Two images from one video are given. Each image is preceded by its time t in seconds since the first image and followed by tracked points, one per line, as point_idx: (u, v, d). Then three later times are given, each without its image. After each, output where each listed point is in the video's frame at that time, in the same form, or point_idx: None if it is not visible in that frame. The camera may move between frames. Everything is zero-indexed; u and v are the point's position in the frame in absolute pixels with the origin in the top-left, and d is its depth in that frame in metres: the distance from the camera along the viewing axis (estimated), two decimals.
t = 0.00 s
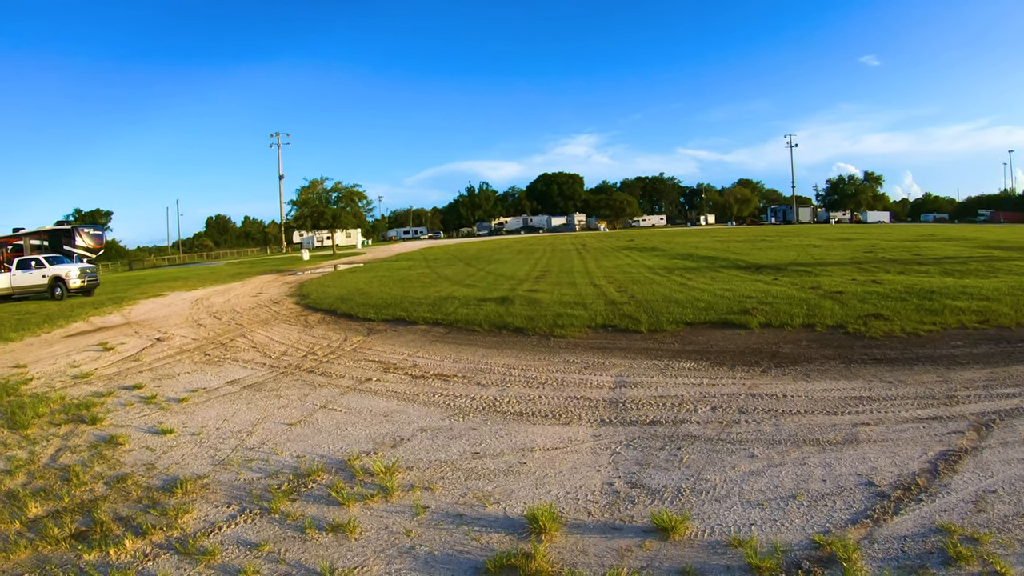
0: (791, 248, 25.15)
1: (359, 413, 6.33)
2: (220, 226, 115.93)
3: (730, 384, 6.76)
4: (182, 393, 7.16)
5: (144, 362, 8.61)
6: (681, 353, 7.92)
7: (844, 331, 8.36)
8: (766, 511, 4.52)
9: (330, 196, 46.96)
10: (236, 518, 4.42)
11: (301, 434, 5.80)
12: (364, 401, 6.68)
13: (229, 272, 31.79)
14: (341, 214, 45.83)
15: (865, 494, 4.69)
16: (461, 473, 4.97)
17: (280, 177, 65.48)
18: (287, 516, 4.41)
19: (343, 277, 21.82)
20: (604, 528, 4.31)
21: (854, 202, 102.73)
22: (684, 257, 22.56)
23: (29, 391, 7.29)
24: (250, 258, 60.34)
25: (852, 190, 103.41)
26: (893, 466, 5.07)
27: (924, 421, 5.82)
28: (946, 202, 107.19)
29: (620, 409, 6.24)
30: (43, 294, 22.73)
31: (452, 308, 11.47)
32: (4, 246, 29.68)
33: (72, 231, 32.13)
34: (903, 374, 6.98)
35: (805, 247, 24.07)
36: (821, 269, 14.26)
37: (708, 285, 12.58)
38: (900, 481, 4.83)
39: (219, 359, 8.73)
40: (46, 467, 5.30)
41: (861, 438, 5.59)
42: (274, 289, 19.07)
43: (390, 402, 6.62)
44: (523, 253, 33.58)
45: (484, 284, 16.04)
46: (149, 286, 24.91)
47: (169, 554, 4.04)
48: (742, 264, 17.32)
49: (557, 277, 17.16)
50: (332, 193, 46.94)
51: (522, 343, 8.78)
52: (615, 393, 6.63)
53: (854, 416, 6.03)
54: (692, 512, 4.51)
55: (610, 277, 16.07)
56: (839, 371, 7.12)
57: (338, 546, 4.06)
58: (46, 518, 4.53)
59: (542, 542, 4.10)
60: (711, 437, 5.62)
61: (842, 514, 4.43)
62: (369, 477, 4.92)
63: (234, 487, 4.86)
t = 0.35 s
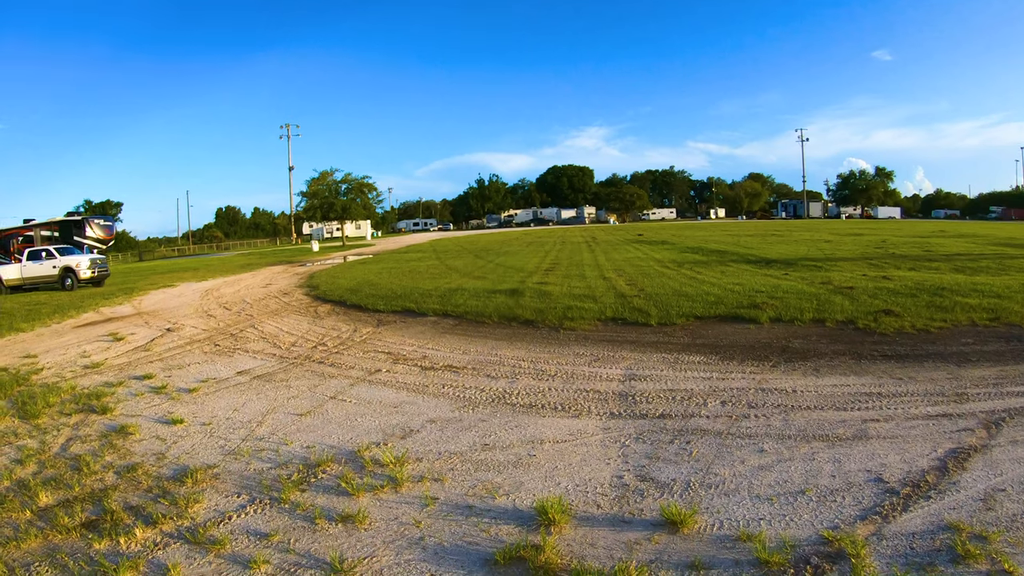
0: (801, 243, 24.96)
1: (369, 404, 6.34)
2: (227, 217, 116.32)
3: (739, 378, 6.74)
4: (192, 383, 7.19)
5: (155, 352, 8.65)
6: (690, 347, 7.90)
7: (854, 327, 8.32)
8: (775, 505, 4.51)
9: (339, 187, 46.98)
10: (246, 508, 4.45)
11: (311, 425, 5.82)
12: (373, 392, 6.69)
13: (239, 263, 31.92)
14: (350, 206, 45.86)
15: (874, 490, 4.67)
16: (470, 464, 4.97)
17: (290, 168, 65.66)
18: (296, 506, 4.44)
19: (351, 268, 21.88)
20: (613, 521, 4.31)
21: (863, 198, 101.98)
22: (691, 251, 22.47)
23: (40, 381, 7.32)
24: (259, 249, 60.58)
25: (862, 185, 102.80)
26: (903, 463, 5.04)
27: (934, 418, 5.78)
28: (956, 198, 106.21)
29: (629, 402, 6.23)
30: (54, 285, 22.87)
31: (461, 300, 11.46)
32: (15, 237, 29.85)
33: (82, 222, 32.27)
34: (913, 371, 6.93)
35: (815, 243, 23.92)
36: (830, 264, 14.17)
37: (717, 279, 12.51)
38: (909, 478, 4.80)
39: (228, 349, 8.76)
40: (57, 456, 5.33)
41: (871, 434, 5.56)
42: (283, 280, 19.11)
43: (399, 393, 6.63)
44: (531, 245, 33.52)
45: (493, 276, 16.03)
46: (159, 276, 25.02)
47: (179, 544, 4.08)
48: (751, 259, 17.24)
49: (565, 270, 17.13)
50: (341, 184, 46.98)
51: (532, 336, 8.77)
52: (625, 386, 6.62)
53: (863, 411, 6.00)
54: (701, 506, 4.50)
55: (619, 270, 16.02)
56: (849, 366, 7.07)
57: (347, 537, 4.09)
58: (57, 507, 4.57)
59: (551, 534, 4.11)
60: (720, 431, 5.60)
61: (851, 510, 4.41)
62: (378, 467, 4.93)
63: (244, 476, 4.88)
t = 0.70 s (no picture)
0: (808, 236, 24.80)
1: (374, 394, 6.35)
2: (233, 208, 116.50)
3: (745, 371, 6.71)
4: (197, 373, 7.22)
5: (160, 342, 8.67)
6: (695, 340, 7.88)
7: (860, 321, 8.28)
8: (778, 499, 4.51)
9: (345, 178, 46.95)
10: (251, 498, 4.48)
11: (316, 415, 5.83)
12: (378, 383, 6.71)
13: (245, 254, 31.95)
14: (356, 197, 45.86)
15: (878, 485, 4.65)
16: (474, 455, 4.98)
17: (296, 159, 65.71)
18: (301, 496, 4.46)
19: (357, 259, 21.90)
20: (616, 513, 4.33)
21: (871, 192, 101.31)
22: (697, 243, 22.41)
23: (46, 371, 7.36)
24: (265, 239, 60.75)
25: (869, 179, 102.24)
26: (907, 458, 5.02)
27: (939, 413, 5.75)
28: (964, 193, 105.41)
29: (634, 394, 6.22)
30: (61, 275, 22.93)
31: (467, 291, 11.45)
32: (22, 228, 29.84)
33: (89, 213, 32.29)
34: (919, 366, 6.90)
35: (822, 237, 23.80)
36: (837, 258, 14.11)
37: (723, 272, 12.46)
38: (914, 474, 4.78)
39: (234, 339, 8.78)
40: (63, 446, 5.36)
41: (875, 428, 5.54)
42: (289, 271, 19.13)
43: (404, 384, 6.64)
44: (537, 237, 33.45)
45: (498, 267, 16.01)
46: (166, 267, 25.08)
47: (183, 533, 4.14)
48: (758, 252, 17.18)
49: (571, 262, 17.09)
50: (347, 175, 46.94)
51: (537, 327, 8.77)
52: (630, 378, 6.62)
53: (869, 406, 5.97)
54: (704, 499, 4.50)
55: (625, 262, 15.99)
56: (854, 361, 7.03)
57: (351, 527, 4.13)
58: (62, 497, 4.62)
59: (554, 526, 4.13)
60: (725, 425, 5.58)
61: (854, 505, 4.40)
62: (382, 458, 4.94)
63: (249, 466, 4.90)
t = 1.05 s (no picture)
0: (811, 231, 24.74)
1: (377, 389, 6.36)
2: (236, 202, 116.62)
3: (747, 366, 6.70)
4: (200, 369, 7.22)
5: (163, 338, 8.67)
6: (698, 334, 7.87)
7: (862, 316, 8.26)
8: (781, 494, 4.50)
9: (348, 173, 46.94)
10: (254, 492, 4.49)
11: (319, 410, 5.84)
12: (381, 377, 6.71)
13: (248, 249, 31.97)
14: (359, 191, 45.86)
15: (880, 480, 4.64)
16: (477, 450, 4.98)
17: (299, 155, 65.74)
18: (304, 491, 4.48)
19: (360, 254, 21.91)
20: (619, 508, 4.33)
21: (874, 187, 100.92)
22: (700, 238, 22.38)
23: (49, 368, 7.36)
24: (267, 235, 60.84)
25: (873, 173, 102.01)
26: (910, 453, 5.01)
27: (942, 409, 5.74)
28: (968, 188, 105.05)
29: (637, 389, 6.22)
30: (64, 271, 22.96)
31: (470, 286, 11.45)
32: (26, 226, 29.70)
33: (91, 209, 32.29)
34: (921, 361, 6.88)
35: (826, 232, 23.74)
36: (840, 253, 14.08)
37: (727, 267, 12.43)
38: (916, 469, 4.77)
39: (237, 335, 8.79)
40: (66, 442, 5.37)
41: (878, 423, 5.54)
42: (291, 266, 19.14)
43: (407, 378, 6.64)
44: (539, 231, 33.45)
45: (501, 262, 16.00)
46: (168, 263, 25.13)
47: (186, 528, 4.17)
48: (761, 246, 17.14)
49: (574, 256, 17.06)
50: (349, 170, 46.92)
51: (540, 322, 8.77)
52: (632, 372, 6.61)
53: (871, 401, 5.96)
54: (708, 494, 4.51)
55: (628, 256, 15.97)
56: (857, 356, 7.01)
57: (354, 521, 4.15)
58: (65, 492, 4.64)
59: (557, 521, 4.15)
60: (728, 419, 5.58)
61: (857, 500, 4.40)
62: (385, 452, 4.95)
63: (252, 461, 4.91)
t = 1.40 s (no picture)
0: (821, 225, 24.59)
1: (387, 381, 6.35)
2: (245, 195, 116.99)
3: (758, 360, 6.66)
4: (210, 360, 7.21)
5: (173, 330, 8.68)
6: (708, 328, 7.83)
7: (873, 311, 8.21)
8: (793, 487, 4.47)
9: (357, 165, 46.93)
10: (264, 483, 4.51)
11: (329, 401, 5.84)
12: (392, 368, 6.72)
13: (257, 242, 32.01)
14: (369, 184, 45.89)
15: (891, 475, 4.61)
16: (488, 441, 4.97)
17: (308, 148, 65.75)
18: (315, 481, 4.49)
19: (369, 246, 21.92)
20: (630, 500, 4.32)
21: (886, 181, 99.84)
22: (709, 232, 22.28)
23: (60, 360, 7.37)
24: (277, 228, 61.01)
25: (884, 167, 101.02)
26: (921, 448, 4.97)
27: (953, 404, 5.69)
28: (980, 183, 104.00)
29: (648, 382, 6.19)
30: (74, 265, 23.03)
31: (478, 279, 11.43)
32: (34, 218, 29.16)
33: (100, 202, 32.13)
34: (933, 356, 6.83)
35: (836, 226, 23.56)
36: (849, 249, 13.99)
37: (737, 260, 12.39)
38: (928, 464, 4.74)
39: (246, 327, 8.79)
40: (77, 433, 5.39)
41: (889, 418, 5.50)
42: (301, 259, 19.16)
43: (417, 370, 6.64)
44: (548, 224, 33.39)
45: (509, 256, 15.97)
46: (178, 256, 25.16)
47: (197, 518, 4.19)
48: (770, 241, 17.05)
49: (583, 248, 17.01)
50: (359, 163, 46.90)
51: (550, 314, 8.74)
52: (643, 365, 6.58)
53: (882, 396, 5.92)
54: (719, 487, 4.48)
55: (636, 250, 15.93)
56: (868, 350, 6.96)
57: (365, 512, 4.16)
58: (76, 483, 4.66)
59: (568, 513, 4.14)
60: (739, 413, 5.54)
61: (868, 494, 4.36)
62: (396, 444, 4.95)
63: (262, 451, 4.93)
